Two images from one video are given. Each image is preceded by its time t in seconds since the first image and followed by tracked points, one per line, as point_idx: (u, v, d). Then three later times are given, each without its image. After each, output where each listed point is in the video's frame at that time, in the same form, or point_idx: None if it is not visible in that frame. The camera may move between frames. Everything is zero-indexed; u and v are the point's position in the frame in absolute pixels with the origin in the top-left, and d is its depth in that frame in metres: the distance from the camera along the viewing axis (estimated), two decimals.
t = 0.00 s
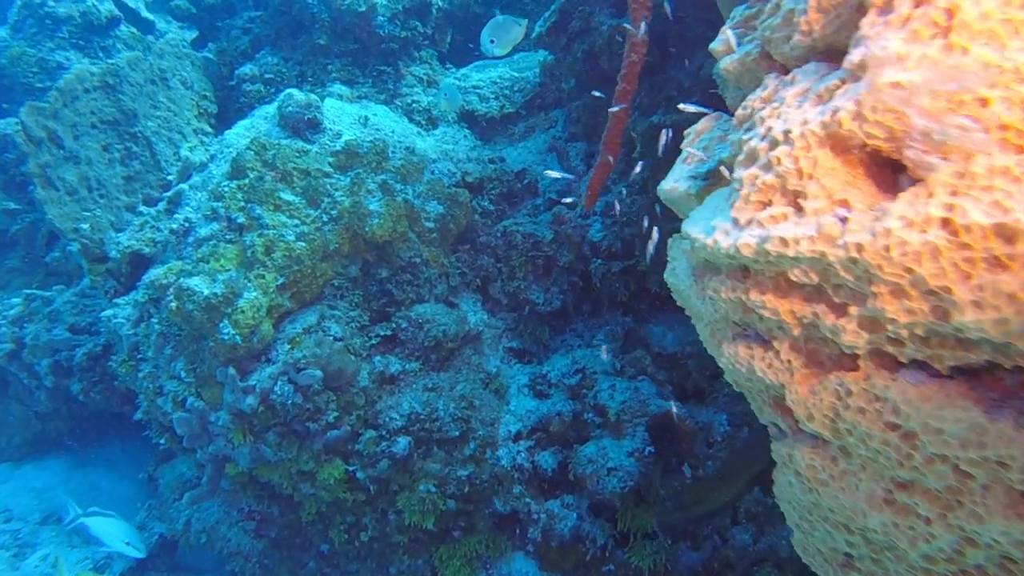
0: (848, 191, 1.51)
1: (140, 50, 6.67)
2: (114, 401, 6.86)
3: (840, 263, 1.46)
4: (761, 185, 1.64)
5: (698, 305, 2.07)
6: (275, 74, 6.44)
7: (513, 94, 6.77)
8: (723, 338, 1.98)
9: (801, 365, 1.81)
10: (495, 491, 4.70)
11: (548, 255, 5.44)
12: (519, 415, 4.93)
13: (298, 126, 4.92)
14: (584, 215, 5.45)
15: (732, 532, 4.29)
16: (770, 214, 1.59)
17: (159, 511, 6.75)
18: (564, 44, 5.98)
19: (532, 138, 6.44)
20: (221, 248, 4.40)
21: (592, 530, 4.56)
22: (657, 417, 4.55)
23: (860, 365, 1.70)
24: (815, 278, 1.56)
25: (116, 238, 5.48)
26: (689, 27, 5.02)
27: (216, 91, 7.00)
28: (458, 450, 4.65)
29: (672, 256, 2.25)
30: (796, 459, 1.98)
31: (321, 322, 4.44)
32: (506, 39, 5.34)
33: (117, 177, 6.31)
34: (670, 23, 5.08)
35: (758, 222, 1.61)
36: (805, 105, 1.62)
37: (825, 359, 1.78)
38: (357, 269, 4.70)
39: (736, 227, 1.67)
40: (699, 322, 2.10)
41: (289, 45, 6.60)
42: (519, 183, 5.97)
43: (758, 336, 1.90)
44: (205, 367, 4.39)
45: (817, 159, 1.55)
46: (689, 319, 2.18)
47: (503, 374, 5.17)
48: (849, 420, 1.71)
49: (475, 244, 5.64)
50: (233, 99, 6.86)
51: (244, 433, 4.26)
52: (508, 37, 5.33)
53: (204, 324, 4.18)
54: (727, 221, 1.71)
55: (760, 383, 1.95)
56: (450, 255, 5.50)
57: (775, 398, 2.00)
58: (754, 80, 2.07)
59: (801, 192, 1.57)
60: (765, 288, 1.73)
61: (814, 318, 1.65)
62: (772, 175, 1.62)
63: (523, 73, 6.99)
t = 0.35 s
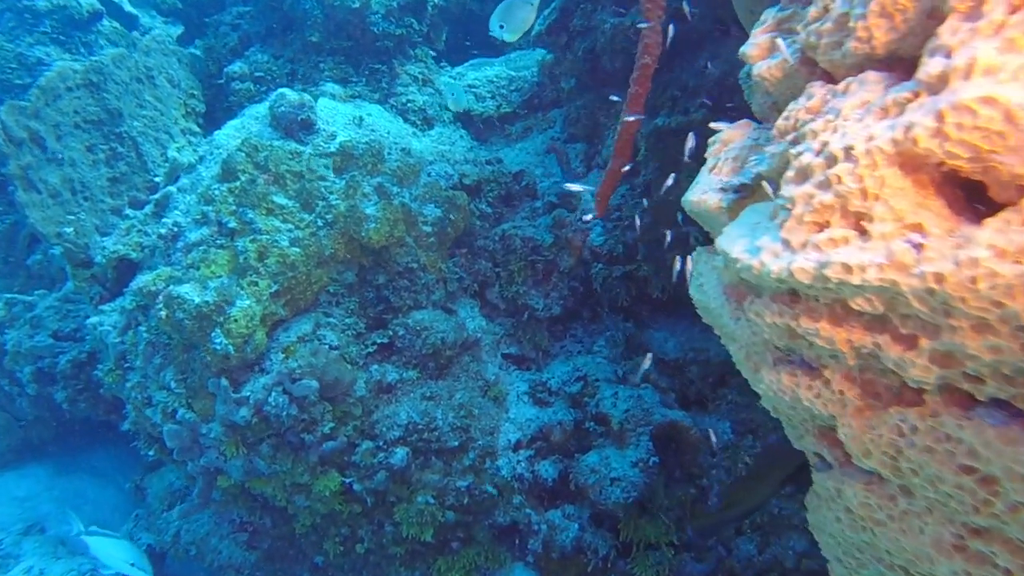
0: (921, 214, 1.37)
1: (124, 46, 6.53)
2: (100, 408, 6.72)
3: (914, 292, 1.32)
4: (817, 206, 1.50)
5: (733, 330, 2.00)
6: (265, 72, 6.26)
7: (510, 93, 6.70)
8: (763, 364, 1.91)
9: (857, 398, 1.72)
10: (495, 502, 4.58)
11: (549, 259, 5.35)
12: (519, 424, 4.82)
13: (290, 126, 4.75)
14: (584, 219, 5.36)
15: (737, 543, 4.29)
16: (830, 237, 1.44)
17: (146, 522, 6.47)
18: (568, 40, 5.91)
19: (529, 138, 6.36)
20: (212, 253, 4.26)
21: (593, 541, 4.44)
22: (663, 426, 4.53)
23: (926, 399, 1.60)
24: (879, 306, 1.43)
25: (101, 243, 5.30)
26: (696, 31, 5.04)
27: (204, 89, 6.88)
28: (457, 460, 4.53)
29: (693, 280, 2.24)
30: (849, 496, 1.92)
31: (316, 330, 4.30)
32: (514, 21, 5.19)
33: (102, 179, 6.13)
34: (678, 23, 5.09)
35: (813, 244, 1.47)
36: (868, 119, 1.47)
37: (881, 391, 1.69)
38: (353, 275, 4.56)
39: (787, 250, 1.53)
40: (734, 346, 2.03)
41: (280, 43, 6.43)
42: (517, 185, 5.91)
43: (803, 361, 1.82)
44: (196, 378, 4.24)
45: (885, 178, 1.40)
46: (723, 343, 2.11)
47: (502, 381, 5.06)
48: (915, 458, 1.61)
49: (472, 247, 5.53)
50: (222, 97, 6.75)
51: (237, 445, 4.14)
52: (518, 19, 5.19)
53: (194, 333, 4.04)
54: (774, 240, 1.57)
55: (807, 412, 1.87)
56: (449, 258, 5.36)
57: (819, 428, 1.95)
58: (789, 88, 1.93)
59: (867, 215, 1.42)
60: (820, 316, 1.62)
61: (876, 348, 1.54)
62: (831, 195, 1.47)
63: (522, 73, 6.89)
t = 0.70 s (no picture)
0: (1014, 256, 1.14)
1: (94, 42, 6.23)
2: (70, 421, 6.46)
3: (1008, 345, 1.10)
4: (884, 240, 1.26)
5: (767, 365, 1.87)
6: (244, 70, 6.03)
7: (496, 94, 6.55)
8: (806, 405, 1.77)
9: (924, 450, 1.57)
10: (487, 516, 4.37)
11: (539, 265, 5.23)
12: (510, 435, 4.68)
13: (273, 129, 4.59)
14: (573, 222, 5.29)
15: (733, 554, 4.11)
16: (902, 277, 1.20)
17: (119, 539, 6.25)
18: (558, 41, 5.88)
19: (517, 140, 6.23)
20: (192, 261, 4.07)
21: (587, 554, 4.23)
22: (658, 438, 4.44)
23: (1008, 457, 1.45)
24: (961, 356, 1.24)
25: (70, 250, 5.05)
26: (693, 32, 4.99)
27: (179, 86, 6.61)
28: (447, 474, 4.32)
29: (715, 306, 2.11)
30: (908, 553, 1.77)
31: (302, 342, 4.12)
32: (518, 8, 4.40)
33: (71, 181, 5.85)
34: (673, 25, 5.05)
35: (879, 283, 1.23)
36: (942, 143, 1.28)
37: (954, 443, 1.55)
38: (340, 284, 4.41)
39: (842, 284, 1.29)
40: (769, 381, 1.90)
41: (260, 40, 6.22)
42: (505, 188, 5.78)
43: (854, 405, 1.68)
44: (174, 395, 4.04)
45: (970, 215, 1.19)
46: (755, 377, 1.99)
47: (493, 391, 4.92)
48: (995, 519, 1.46)
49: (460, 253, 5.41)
50: (199, 95, 6.50)
51: (218, 463, 3.97)
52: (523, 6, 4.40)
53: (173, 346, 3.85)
54: (825, 273, 1.33)
55: (860, 460, 1.72)
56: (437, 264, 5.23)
57: (872, 474, 1.82)
58: (828, 102, 1.75)
59: (946, 255, 1.19)
60: (884, 361, 1.45)
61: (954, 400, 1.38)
62: (902, 229, 1.24)
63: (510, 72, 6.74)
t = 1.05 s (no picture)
0: None
1: (51, 40, 5.96)
2: (24, 441, 6.11)
3: None
4: (950, 293, 1.14)
5: (793, 411, 1.72)
6: (212, 71, 5.76)
7: (475, 98, 6.39)
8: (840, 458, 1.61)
9: (990, 520, 1.34)
10: (469, 538, 4.22)
11: (521, 276, 5.09)
12: (492, 452, 4.54)
13: (245, 134, 4.38)
14: (554, 232, 5.20)
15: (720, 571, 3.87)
16: (975, 337, 1.08)
17: (77, 565, 5.91)
18: (538, 46, 5.70)
19: (496, 145, 6.07)
20: (157, 275, 3.85)
21: None
22: (643, 456, 4.37)
23: None
24: None
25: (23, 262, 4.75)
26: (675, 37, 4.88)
27: (144, 87, 6.28)
28: (428, 495, 4.20)
29: (729, 341, 1.97)
30: None
31: (275, 360, 3.93)
32: None
33: (25, 187, 5.50)
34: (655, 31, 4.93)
35: (948, 344, 1.11)
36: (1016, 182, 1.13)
37: None
38: (315, 298, 4.19)
39: (901, 341, 1.17)
40: (795, 427, 1.76)
41: (230, 39, 5.98)
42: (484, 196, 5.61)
43: (898, 463, 1.48)
44: (137, 419, 3.81)
45: None
46: (777, 421, 1.85)
47: (474, 406, 4.79)
48: None
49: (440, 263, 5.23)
50: (164, 95, 6.15)
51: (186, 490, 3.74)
52: None
53: (137, 368, 3.64)
54: (879, 326, 1.21)
55: (905, 524, 1.52)
56: (416, 275, 5.06)
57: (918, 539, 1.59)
58: (856, 125, 1.59)
59: None
60: (947, 425, 1.29)
61: None
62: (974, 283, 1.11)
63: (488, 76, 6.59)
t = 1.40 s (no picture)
0: None
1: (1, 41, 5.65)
2: None
3: None
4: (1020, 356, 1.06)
5: (816, 464, 1.66)
6: (176, 77, 5.55)
7: (450, 108, 6.25)
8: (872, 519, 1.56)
9: None
10: (446, 567, 4.01)
11: (499, 292, 4.96)
12: (470, 476, 4.36)
13: (210, 144, 4.20)
14: (532, 246, 5.05)
15: None
16: None
17: None
18: (516, 56, 5.53)
19: (472, 157, 5.93)
20: (114, 295, 3.62)
21: None
22: (626, 478, 4.21)
23: None
24: None
25: None
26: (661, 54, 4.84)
27: (101, 91, 6.02)
28: (404, 523, 4.02)
29: (738, 381, 1.89)
30: None
31: (243, 385, 3.73)
32: None
33: None
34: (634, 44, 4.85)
35: None
36: None
37: None
38: (285, 318, 4.01)
39: (968, 410, 1.08)
40: (817, 480, 1.70)
41: (194, 44, 5.74)
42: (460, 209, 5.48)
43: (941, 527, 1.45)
44: (91, 451, 3.64)
45: None
46: (794, 471, 1.79)
47: (451, 428, 4.64)
48: None
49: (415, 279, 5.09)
50: (124, 102, 5.90)
51: (143, 525, 3.54)
52: None
53: (91, 397, 3.42)
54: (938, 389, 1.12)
55: None
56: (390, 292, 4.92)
57: None
58: (878, 154, 1.49)
59: None
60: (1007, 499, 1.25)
61: None
62: None
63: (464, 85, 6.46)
